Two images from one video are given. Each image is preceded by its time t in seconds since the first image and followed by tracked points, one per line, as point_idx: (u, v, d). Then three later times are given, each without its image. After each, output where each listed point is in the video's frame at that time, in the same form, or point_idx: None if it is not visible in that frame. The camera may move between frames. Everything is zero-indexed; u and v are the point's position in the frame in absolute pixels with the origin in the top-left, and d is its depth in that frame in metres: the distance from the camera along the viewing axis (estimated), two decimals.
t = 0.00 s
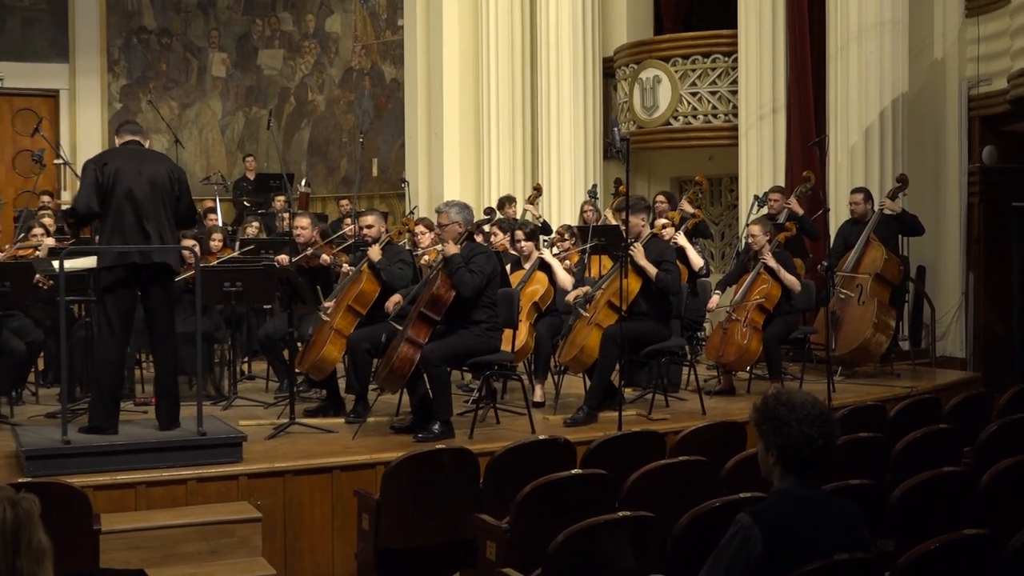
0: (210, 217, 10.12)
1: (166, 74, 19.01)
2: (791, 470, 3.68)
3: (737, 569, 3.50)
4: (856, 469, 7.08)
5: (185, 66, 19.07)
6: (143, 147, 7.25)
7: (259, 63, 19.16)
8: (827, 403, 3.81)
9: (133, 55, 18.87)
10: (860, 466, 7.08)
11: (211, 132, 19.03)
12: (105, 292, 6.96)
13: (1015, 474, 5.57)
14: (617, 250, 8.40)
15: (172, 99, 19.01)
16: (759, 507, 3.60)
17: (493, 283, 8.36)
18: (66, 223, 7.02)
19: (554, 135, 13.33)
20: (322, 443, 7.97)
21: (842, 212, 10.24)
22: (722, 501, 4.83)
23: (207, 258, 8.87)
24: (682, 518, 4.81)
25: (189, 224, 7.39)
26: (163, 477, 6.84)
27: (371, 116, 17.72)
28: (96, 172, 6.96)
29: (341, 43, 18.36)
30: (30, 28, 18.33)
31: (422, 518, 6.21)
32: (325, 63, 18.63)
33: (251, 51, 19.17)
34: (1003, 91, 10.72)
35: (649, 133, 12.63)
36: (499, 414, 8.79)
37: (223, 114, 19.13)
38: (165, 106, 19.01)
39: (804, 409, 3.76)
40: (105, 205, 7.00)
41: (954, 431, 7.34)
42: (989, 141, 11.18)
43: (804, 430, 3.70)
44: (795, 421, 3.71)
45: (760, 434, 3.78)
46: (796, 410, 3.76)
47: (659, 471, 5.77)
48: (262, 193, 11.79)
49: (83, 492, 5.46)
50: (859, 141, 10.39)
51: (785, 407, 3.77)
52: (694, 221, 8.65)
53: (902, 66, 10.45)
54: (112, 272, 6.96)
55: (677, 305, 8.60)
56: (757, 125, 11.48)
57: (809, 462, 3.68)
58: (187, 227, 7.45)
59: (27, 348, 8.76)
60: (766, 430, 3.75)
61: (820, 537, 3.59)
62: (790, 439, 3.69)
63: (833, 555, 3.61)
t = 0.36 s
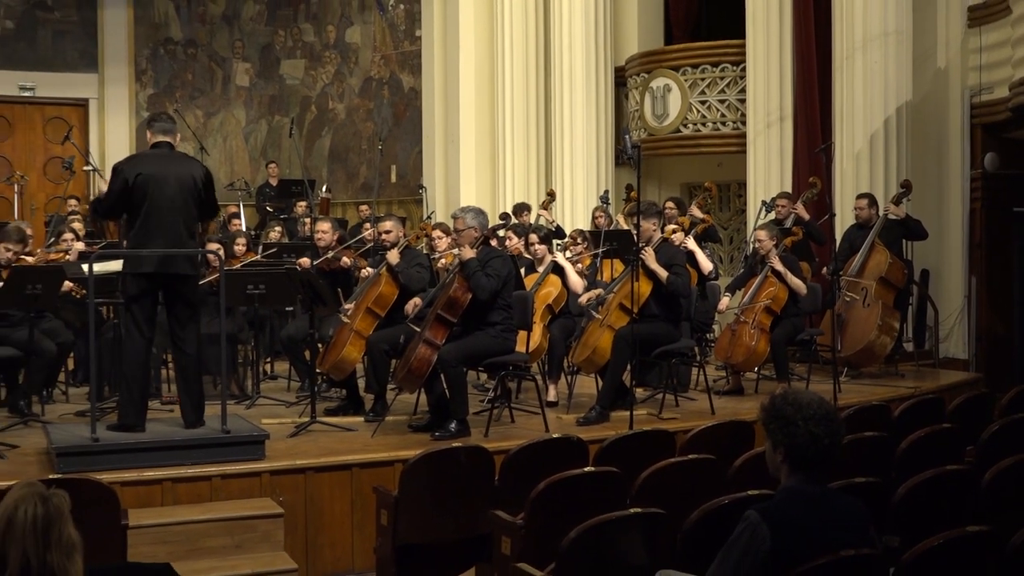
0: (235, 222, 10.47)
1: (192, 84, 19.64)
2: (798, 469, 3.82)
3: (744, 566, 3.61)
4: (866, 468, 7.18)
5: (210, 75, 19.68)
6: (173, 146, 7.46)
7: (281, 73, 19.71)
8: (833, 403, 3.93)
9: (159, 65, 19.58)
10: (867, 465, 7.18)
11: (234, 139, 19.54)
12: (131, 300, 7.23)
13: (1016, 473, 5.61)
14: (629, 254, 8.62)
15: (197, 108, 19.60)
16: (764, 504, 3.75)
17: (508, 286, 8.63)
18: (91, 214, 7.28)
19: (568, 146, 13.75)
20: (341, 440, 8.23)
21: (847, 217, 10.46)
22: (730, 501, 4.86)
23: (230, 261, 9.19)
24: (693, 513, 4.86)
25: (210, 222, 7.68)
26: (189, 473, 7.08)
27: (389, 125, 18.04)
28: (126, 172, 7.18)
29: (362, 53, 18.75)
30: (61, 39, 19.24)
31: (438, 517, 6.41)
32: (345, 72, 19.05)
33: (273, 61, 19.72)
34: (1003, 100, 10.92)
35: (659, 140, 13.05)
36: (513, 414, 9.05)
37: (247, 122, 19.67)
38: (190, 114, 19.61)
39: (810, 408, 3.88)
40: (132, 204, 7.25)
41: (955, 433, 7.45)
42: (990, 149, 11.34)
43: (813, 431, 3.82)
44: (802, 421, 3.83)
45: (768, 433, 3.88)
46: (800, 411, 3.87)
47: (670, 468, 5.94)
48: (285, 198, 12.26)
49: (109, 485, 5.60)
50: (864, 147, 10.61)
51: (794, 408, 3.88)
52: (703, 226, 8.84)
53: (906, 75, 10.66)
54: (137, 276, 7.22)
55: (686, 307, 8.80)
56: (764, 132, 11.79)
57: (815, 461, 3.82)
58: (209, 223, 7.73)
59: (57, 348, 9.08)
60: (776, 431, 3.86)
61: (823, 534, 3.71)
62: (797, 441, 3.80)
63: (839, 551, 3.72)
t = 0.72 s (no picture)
0: (258, 229, 10.84)
1: (217, 95, 20.36)
2: (805, 468, 3.87)
3: (752, 565, 3.66)
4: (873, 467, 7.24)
5: (235, 87, 20.40)
6: (195, 154, 7.74)
7: (303, 84, 20.41)
8: (840, 405, 3.99)
9: (186, 77, 20.32)
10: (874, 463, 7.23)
11: (258, 148, 20.26)
12: (158, 303, 7.48)
13: (1018, 474, 5.62)
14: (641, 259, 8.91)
15: (222, 118, 20.32)
16: (774, 502, 3.80)
17: (522, 290, 8.88)
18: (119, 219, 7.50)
19: (580, 153, 14.48)
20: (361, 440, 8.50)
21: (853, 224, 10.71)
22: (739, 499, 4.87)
23: (253, 267, 9.50)
24: (704, 513, 4.87)
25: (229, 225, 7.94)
26: (214, 471, 7.34)
27: (407, 133, 18.76)
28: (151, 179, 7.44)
29: (380, 65, 19.41)
30: (91, 51, 20.11)
31: (457, 515, 6.42)
32: (365, 82, 19.65)
33: (296, 72, 20.46)
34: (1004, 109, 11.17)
35: (670, 148, 13.57)
36: (528, 415, 9.31)
37: (271, 131, 20.37)
38: (216, 123, 20.33)
39: (816, 411, 3.95)
40: (157, 211, 7.50)
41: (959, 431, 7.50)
42: (993, 157, 11.65)
43: (819, 429, 3.90)
44: (810, 422, 3.90)
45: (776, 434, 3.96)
46: (806, 412, 3.95)
47: (682, 466, 5.94)
48: (307, 206, 12.80)
49: (135, 482, 5.61)
50: (869, 155, 10.84)
51: (800, 410, 3.94)
52: (712, 232, 9.09)
53: (910, 85, 10.90)
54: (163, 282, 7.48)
55: (695, 311, 9.09)
56: (772, 141, 12.00)
57: (821, 460, 3.88)
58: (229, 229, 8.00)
59: (86, 350, 9.43)
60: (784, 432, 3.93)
61: (835, 529, 3.78)
62: (805, 439, 3.88)
63: (845, 547, 3.77)
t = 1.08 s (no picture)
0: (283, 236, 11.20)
1: (244, 107, 20.89)
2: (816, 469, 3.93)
3: (762, 564, 3.69)
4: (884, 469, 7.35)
5: (261, 100, 20.91)
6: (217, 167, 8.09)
7: (327, 97, 20.97)
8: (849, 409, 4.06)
9: (214, 91, 20.85)
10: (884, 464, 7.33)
11: (283, 159, 20.85)
12: (184, 304, 7.77)
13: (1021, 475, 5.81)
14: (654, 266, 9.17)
15: (249, 130, 20.83)
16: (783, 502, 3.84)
17: (538, 297, 9.15)
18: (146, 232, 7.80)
19: (595, 164, 14.85)
20: (383, 441, 8.80)
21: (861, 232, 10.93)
22: (749, 498, 5.05)
23: (278, 273, 9.81)
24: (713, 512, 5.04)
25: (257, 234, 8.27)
26: (240, 471, 7.64)
27: (427, 144, 19.38)
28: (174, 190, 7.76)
29: (401, 78, 20.08)
30: (124, 66, 20.54)
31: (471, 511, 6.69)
32: (387, 95, 20.29)
33: (320, 86, 20.99)
34: (1008, 119, 11.43)
35: (682, 159, 13.86)
36: (544, 418, 9.59)
37: (295, 142, 20.93)
38: (242, 135, 20.83)
39: (822, 413, 3.99)
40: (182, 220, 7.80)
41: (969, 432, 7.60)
42: (997, 167, 11.90)
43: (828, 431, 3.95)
44: (818, 424, 3.95)
45: (785, 436, 4.01)
46: (813, 414, 4.00)
47: (691, 468, 6.13)
48: (330, 215, 13.33)
49: (168, 482, 5.79)
50: (876, 166, 11.08)
51: (807, 412, 4.00)
52: (722, 240, 9.35)
53: (917, 97, 11.12)
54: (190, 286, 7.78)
55: (707, 317, 9.35)
56: (781, 151, 12.29)
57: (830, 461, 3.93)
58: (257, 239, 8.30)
59: (118, 354, 9.77)
60: (793, 433, 3.99)
61: (840, 531, 3.78)
62: (814, 441, 3.92)
63: (852, 549, 3.78)
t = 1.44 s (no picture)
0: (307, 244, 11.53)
1: (269, 120, 21.31)
2: (827, 471, 4.06)
3: (773, 561, 3.84)
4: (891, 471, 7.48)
5: (285, 112, 21.35)
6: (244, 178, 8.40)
7: (349, 109, 21.34)
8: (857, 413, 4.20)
9: (241, 103, 21.28)
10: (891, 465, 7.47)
11: (306, 169, 21.20)
12: (212, 311, 8.07)
13: None
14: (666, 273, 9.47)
15: (274, 141, 21.26)
16: (795, 502, 3.98)
17: (554, 303, 9.43)
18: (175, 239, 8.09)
19: (609, 171, 15.37)
20: (403, 443, 9.08)
21: (866, 241, 11.19)
22: (760, 499, 5.11)
23: (302, 280, 10.15)
24: (725, 514, 5.08)
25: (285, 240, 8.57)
26: (265, 472, 7.92)
27: (447, 154, 19.81)
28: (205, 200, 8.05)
29: (421, 91, 20.46)
30: (154, 80, 20.96)
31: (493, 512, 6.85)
32: (407, 107, 20.67)
33: (342, 99, 21.37)
34: (1012, 131, 11.61)
35: (693, 169, 14.24)
36: (559, 420, 9.87)
37: (318, 153, 21.27)
38: (267, 146, 21.25)
39: (837, 418, 4.13)
40: (212, 229, 8.10)
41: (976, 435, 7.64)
42: (1001, 176, 12.07)
43: (847, 436, 4.08)
44: (836, 426, 4.09)
45: (802, 437, 4.11)
46: (830, 418, 4.13)
47: (702, 471, 6.18)
48: (352, 224, 13.71)
49: (193, 481, 6.01)
50: (882, 176, 11.33)
51: (825, 415, 4.13)
52: (731, 247, 9.63)
53: (922, 109, 11.35)
54: (218, 291, 8.06)
55: (717, 322, 9.63)
56: (790, 161, 12.57)
57: (843, 461, 4.06)
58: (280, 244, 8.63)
59: (148, 358, 10.10)
60: (812, 435, 4.10)
61: (850, 531, 3.94)
62: (832, 444, 4.05)
63: (861, 548, 3.93)
